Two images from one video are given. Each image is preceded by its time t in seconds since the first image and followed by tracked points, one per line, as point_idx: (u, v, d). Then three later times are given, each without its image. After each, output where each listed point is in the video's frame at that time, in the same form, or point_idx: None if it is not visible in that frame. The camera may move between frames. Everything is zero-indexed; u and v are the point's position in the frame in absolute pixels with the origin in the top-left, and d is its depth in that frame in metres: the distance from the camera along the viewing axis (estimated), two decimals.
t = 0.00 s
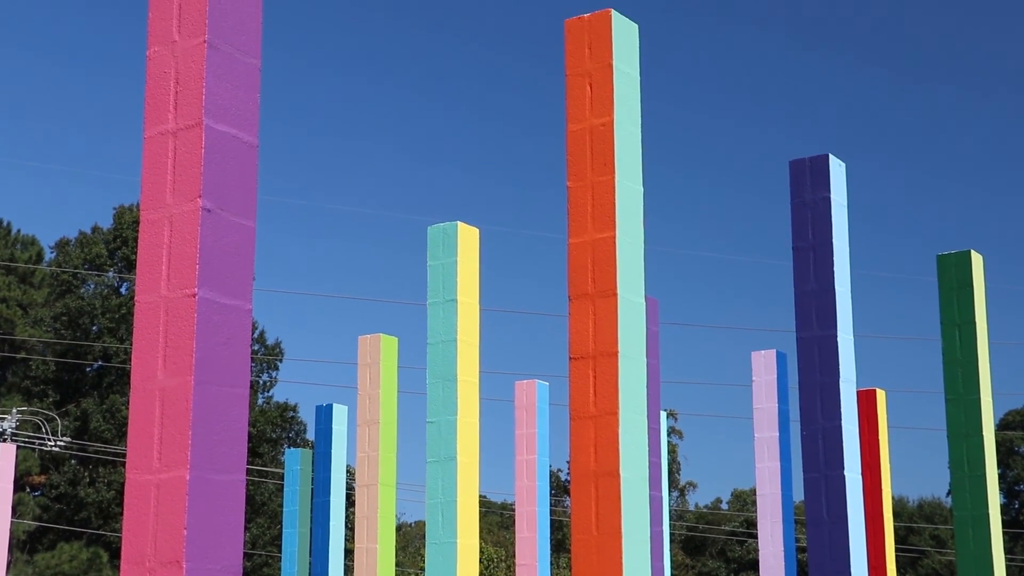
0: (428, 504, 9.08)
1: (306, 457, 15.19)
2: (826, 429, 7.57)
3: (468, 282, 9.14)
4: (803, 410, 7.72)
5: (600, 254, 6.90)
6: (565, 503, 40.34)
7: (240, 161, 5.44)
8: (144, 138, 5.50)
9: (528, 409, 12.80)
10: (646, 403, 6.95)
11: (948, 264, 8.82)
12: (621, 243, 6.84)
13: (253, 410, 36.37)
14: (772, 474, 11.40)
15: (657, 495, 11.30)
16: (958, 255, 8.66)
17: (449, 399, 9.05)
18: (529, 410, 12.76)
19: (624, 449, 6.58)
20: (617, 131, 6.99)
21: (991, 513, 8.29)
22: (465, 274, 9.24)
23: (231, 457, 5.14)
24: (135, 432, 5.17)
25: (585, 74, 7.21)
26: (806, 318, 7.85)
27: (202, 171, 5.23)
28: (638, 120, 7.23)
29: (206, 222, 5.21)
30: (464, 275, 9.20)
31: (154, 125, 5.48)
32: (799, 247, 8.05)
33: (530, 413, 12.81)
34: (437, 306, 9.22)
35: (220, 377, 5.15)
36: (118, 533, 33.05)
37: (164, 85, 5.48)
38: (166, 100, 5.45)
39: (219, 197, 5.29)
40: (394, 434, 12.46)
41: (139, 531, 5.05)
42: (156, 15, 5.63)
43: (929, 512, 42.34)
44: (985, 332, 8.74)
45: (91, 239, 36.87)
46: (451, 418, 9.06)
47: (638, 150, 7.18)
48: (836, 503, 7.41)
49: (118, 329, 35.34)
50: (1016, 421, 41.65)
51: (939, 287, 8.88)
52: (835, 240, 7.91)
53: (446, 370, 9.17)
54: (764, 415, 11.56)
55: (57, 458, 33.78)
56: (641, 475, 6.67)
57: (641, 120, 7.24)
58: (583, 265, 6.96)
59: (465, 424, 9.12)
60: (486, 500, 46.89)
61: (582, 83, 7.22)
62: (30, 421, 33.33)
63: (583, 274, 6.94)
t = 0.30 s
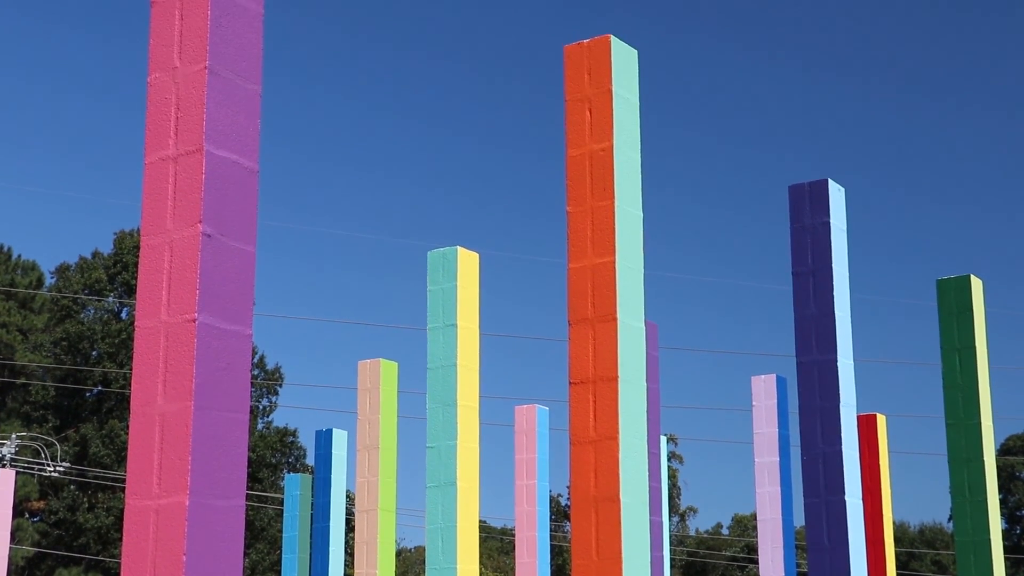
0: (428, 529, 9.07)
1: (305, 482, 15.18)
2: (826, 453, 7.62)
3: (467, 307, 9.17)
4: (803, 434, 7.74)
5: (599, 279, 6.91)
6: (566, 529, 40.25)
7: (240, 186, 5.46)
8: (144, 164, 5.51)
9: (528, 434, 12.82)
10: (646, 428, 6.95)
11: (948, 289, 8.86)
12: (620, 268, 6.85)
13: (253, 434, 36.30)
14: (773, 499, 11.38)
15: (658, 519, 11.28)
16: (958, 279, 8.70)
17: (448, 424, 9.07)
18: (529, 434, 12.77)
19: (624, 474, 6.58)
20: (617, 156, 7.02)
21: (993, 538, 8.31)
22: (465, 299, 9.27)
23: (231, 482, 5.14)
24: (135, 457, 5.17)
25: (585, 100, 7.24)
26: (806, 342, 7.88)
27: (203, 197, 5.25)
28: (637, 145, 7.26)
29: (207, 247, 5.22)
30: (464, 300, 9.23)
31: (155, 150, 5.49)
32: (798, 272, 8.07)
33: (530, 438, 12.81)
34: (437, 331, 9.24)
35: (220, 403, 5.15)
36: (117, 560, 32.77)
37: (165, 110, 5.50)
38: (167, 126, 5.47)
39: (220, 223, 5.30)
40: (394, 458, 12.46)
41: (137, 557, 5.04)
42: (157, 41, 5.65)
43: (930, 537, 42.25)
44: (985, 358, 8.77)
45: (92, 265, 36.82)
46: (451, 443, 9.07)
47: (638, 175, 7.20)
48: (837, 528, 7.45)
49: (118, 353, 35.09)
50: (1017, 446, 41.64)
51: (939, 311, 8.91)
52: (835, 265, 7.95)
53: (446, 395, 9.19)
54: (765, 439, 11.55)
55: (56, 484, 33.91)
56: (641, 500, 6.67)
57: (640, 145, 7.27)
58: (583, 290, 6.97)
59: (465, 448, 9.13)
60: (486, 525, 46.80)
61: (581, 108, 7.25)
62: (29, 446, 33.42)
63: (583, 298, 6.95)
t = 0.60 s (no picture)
0: (429, 555, 9.04)
1: (306, 510, 15.12)
2: (829, 479, 7.63)
3: (469, 335, 9.18)
4: (805, 460, 7.75)
5: (601, 305, 6.92)
6: (568, 557, 40.07)
7: (241, 213, 5.47)
8: (147, 192, 5.53)
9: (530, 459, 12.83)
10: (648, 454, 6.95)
11: (949, 314, 8.90)
12: (622, 294, 6.86)
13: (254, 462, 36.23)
14: (775, 525, 11.32)
15: (660, 545, 11.26)
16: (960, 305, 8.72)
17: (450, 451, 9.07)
18: (531, 461, 12.76)
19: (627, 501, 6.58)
20: (619, 182, 7.04)
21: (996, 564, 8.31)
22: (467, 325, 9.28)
23: (232, 508, 5.13)
24: (135, 485, 5.16)
25: (586, 127, 7.27)
26: (808, 369, 7.89)
27: (205, 224, 5.26)
28: (638, 171, 7.28)
29: (208, 274, 5.24)
30: (466, 327, 9.25)
31: (157, 178, 5.51)
32: (799, 297, 8.08)
33: (532, 464, 12.80)
34: (438, 357, 9.24)
35: (221, 430, 5.15)
36: None
37: (168, 138, 5.52)
38: (169, 153, 5.49)
39: (221, 249, 5.31)
40: (395, 483, 12.46)
41: None
42: (160, 69, 5.68)
43: (934, 563, 42.06)
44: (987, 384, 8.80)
45: (92, 291, 36.78)
46: (453, 470, 9.08)
47: (638, 202, 7.21)
48: (839, 554, 7.45)
49: (119, 380, 34.63)
50: (1020, 472, 41.56)
51: (941, 337, 8.94)
52: (835, 291, 7.96)
53: (447, 422, 9.20)
54: (767, 466, 11.53)
55: (57, 511, 34.20)
56: (643, 526, 6.66)
57: (641, 171, 7.29)
58: (584, 316, 6.98)
59: (466, 475, 9.13)
60: (488, 552, 46.60)
61: (583, 135, 7.27)
62: (30, 474, 33.50)
63: (584, 325, 6.95)
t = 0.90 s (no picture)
0: None
1: (308, 536, 15.11)
2: (831, 505, 7.65)
3: (470, 361, 9.18)
4: (808, 487, 7.77)
5: (602, 331, 6.93)
6: None
7: (243, 239, 5.48)
8: (150, 219, 5.55)
9: (532, 485, 12.89)
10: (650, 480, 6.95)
11: (952, 340, 8.94)
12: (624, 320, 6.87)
13: (255, 488, 36.13)
14: (779, 551, 11.21)
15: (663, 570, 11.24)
16: (963, 331, 8.76)
17: (452, 477, 9.07)
18: (533, 488, 12.86)
19: (629, 527, 6.58)
20: (620, 208, 7.06)
21: None
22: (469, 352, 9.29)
23: (235, 534, 5.14)
24: (137, 511, 5.17)
25: (588, 153, 7.30)
26: (810, 394, 7.91)
27: (208, 251, 5.28)
28: (640, 197, 7.30)
29: (210, 300, 5.25)
30: (468, 354, 9.25)
31: (160, 205, 5.53)
32: (802, 323, 8.12)
33: (534, 490, 12.86)
34: (440, 383, 9.25)
35: (223, 456, 5.15)
36: None
37: (170, 165, 5.55)
38: (172, 180, 5.51)
39: (224, 275, 5.33)
40: (396, 509, 12.44)
41: None
42: (163, 97, 5.71)
43: None
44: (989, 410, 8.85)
45: (95, 317, 36.52)
46: (455, 496, 9.07)
47: (640, 227, 7.23)
48: None
49: (122, 407, 34.46)
50: None
51: (943, 363, 8.98)
52: (838, 317, 7.99)
53: (449, 448, 9.20)
54: (769, 492, 11.48)
55: (59, 538, 34.21)
56: (645, 552, 6.65)
57: (643, 197, 7.31)
58: (586, 342, 6.99)
59: (468, 500, 9.11)
60: None
61: (584, 161, 7.30)
62: (31, 500, 33.50)
63: (586, 351, 6.97)
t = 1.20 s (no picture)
0: None
1: (310, 563, 15.07)
2: (835, 531, 7.65)
3: (473, 386, 9.19)
4: (812, 512, 7.77)
5: (605, 357, 6.94)
6: None
7: (247, 266, 5.49)
8: (154, 245, 5.56)
9: (535, 511, 12.88)
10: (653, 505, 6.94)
11: (955, 365, 9.02)
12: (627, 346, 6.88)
13: (257, 514, 36.06)
14: None
15: None
16: (967, 357, 8.84)
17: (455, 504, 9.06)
18: (536, 513, 12.85)
19: (632, 553, 6.58)
20: (623, 233, 7.07)
21: None
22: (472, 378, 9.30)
23: (237, 560, 5.14)
24: (140, 538, 5.17)
25: (590, 179, 7.32)
26: (813, 419, 7.92)
27: (211, 277, 5.29)
28: (644, 222, 7.31)
29: (214, 326, 5.26)
30: (471, 380, 9.26)
31: (163, 231, 5.54)
32: (804, 348, 8.13)
33: (537, 517, 12.85)
34: (443, 409, 9.26)
35: (226, 483, 5.15)
36: None
37: (174, 191, 5.57)
38: (176, 207, 5.53)
39: (227, 301, 5.34)
40: (399, 536, 12.41)
41: None
42: (167, 123, 5.73)
43: None
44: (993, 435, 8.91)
45: (98, 343, 36.35)
46: (458, 523, 9.05)
47: (643, 253, 7.25)
48: None
49: (125, 433, 34.52)
50: None
51: (947, 388, 9.05)
52: (841, 342, 8.02)
53: (452, 474, 9.19)
54: (773, 520, 11.42)
55: (60, 564, 34.13)
56: None
57: (646, 223, 7.33)
58: (589, 368, 7.00)
59: (471, 527, 9.09)
60: None
61: (587, 187, 7.32)
62: (33, 526, 33.46)
63: (589, 377, 6.97)
